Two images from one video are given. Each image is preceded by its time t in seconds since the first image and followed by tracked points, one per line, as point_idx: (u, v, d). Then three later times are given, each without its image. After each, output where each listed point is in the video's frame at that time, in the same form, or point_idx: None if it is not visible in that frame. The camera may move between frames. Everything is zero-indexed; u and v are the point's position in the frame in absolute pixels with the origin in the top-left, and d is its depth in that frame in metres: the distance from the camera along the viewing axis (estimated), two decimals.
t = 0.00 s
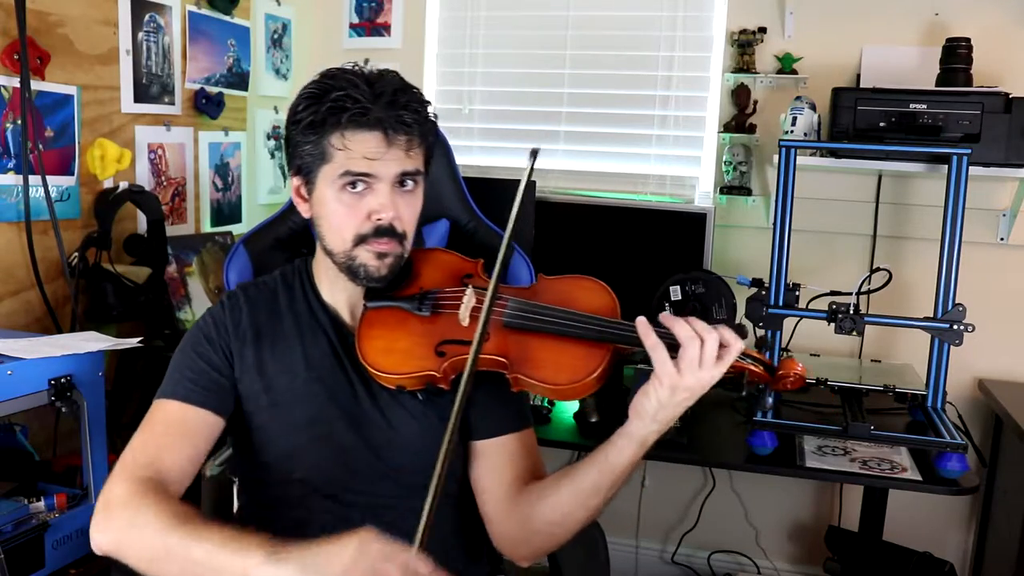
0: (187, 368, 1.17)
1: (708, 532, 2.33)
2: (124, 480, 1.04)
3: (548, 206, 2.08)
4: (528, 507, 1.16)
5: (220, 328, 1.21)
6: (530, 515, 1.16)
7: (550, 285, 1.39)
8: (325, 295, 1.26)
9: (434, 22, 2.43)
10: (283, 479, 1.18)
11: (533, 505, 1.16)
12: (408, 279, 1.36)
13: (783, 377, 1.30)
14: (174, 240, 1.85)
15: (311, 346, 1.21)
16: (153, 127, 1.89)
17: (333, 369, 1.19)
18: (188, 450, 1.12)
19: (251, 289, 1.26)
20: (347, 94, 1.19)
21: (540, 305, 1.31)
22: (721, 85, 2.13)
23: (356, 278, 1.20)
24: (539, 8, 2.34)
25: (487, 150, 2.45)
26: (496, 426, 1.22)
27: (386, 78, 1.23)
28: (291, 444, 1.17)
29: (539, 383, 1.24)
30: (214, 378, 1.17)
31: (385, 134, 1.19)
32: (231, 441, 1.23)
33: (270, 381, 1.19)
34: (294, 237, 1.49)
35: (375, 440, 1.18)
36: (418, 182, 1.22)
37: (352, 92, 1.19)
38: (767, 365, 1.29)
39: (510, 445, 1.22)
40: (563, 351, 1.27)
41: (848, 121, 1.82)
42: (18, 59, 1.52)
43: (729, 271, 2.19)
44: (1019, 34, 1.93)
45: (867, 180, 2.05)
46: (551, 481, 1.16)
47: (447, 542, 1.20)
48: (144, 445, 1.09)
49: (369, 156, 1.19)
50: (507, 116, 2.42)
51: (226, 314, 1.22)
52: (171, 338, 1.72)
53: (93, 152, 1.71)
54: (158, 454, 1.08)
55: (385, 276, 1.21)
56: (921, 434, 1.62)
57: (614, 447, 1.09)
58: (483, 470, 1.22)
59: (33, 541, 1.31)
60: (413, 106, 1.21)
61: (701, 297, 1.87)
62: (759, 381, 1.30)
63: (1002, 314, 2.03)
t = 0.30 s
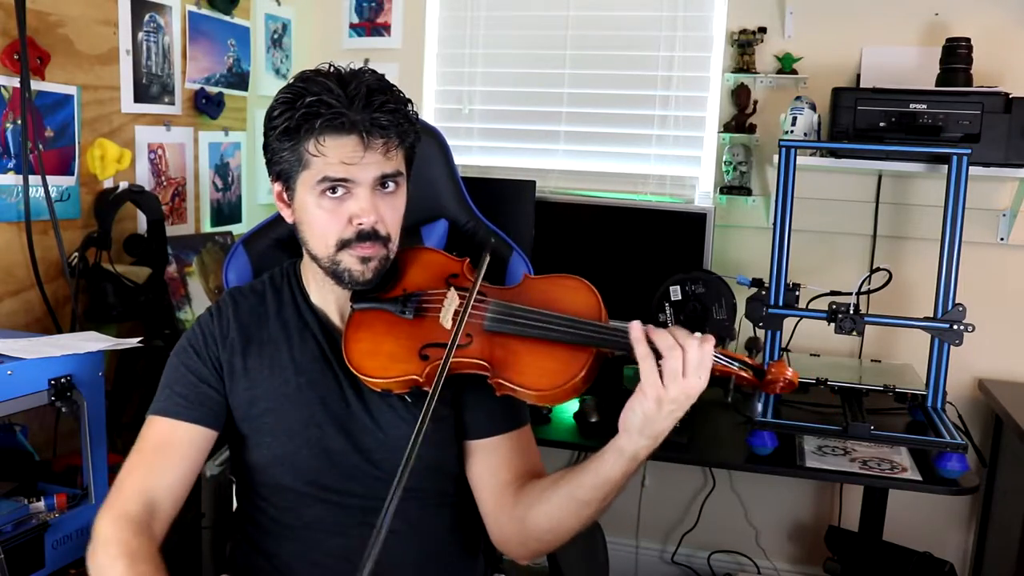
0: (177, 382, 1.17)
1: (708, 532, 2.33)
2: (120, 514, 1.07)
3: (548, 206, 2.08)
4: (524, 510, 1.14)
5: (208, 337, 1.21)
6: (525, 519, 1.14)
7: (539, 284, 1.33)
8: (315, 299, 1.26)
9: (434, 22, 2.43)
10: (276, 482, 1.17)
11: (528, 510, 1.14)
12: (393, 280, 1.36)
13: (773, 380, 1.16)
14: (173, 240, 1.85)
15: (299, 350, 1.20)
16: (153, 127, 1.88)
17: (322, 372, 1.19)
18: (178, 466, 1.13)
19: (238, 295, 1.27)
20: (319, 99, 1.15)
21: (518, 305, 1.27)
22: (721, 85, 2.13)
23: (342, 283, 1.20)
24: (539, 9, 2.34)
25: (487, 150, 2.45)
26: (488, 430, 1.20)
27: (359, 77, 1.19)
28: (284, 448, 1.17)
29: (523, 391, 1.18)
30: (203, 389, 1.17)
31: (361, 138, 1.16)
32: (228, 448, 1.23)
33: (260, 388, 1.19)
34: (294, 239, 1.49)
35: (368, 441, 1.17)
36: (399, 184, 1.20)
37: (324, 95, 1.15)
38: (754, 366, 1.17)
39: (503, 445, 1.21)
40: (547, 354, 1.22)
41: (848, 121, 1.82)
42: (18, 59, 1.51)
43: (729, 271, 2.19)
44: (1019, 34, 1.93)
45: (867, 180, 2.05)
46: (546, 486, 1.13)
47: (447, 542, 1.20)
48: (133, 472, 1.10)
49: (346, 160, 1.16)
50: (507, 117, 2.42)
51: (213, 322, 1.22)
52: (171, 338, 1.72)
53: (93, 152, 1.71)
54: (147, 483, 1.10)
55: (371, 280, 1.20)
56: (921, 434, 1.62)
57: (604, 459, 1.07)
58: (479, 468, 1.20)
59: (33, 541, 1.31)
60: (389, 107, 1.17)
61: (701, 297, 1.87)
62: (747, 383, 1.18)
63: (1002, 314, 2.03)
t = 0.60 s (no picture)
0: (179, 373, 1.18)
1: (708, 532, 2.33)
2: (113, 508, 1.08)
3: (548, 207, 2.08)
4: (514, 529, 1.14)
5: (213, 330, 1.21)
6: (514, 538, 1.14)
7: (553, 308, 1.34)
8: (323, 300, 1.26)
9: (434, 22, 2.43)
10: (277, 482, 1.17)
11: (519, 528, 1.14)
12: (399, 288, 1.34)
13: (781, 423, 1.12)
14: (173, 240, 1.85)
15: (303, 351, 1.20)
16: (153, 127, 1.89)
17: (326, 376, 1.19)
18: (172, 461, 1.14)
19: (246, 290, 1.27)
20: (333, 108, 1.14)
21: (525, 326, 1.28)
22: (721, 85, 2.13)
23: (351, 290, 1.21)
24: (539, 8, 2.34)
25: (487, 150, 2.45)
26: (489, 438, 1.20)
27: (371, 83, 1.18)
28: (283, 450, 1.17)
29: (524, 414, 1.19)
30: (203, 384, 1.18)
31: (374, 148, 1.15)
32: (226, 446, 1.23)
33: (263, 387, 1.19)
34: (295, 238, 1.49)
35: (366, 445, 1.17)
36: (412, 194, 1.19)
37: (336, 104, 1.15)
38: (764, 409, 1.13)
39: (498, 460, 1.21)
40: (551, 378, 1.24)
41: (848, 121, 1.82)
42: (18, 59, 1.51)
43: (729, 271, 2.19)
44: (1020, 34, 1.93)
45: (867, 180, 2.05)
46: (540, 506, 1.13)
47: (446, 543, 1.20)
48: (127, 466, 1.12)
49: (359, 172, 1.15)
50: (507, 117, 2.42)
51: (218, 316, 1.22)
52: (171, 338, 1.72)
53: (93, 152, 1.71)
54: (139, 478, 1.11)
55: (379, 288, 1.22)
56: (921, 434, 1.62)
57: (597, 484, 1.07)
58: (472, 483, 1.21)
59: (33, 541, 1.31)
60: (403, 116, 1.17)
61: (701, 297, 1.87)
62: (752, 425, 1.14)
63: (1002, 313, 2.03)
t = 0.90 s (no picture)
0: (195, 395, 1.15)
1: (708, 532, 2.33)
2: (155, 540, 1.09)
3: (548, 206, 2.08)
4: (547, 536, 1.15)
5: (229, 343, 1.19)
6: (548, 544, 1.15)
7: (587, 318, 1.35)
8: (342, 304, 1.24)
9: (434, 22, 2.43)
10: (279, 486, 1.17)
11: (553, 535, 1.15)
12: (434, 299, 1.34)
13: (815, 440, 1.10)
14: (173, 240, 1.85)
15: (321, 359, 1.19)
16: (153, 127, 1.88)
17: (346, 386, 1.17)
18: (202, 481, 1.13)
19: (259, 294, 1.24)
20: (391, 109, 1.12)
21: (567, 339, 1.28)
22: (721, 85, 2.13)
23: (383, 296, 1.20)
24: (539, 8, 2.34)
25: (486, 150, 2.45)
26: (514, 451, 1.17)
27: (426, 88, 1.17)
28: (301, 461, 1.15)
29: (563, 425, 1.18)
30: (222, 401, 1.16)
31: (429, 154, 1.14)
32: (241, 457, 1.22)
33: (282, 400, 1.17)
34: (298, 237, 1.49)
35: (382, 453, 1.16)
36: (454, 202, 1.20)
37: (393, 106, 1.13)
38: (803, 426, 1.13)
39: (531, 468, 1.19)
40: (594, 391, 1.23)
41: (848, 121, 1.82)
42: (18, 59, 1.51)
43: (729, 271, 2.19)
44: (1020, 34, 1.93)
45: (867, 180, 2.05)
46: (574, 512, 1.15)
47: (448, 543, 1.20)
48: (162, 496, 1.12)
49: (411, 177, 1.14)
50: (506, 117, 2.42)
51: (233, 327, 1.20)
52: (171, 339, 1.72)
53: (93, 152, 1.71)
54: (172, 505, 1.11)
55: (412, 296, 1.21)
56: (921, 434, 1.62)
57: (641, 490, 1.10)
58: (501, 492, 1.19)
59: (33, 541, 1.31)
60: (456, 124, 1.16)
61: (701, 297, 1.87)
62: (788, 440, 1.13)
63: (1002, 313, 2.03)
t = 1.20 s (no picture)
0: (212, 395, 1.12)
1: (708, 532, 2.33)
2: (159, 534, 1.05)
3: (548, 206, 2.08)
4: (565, 527, 1.21)
5: (248, 340, 1.16)
6: (567, 535, 1.21)
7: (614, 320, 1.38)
8: (359, 303, 1.23)
9: (434, 22, 2.43)
10: (281, 487, 1.18)
11: (573, 526, 1.21)
12: (458, 301, 1.36)
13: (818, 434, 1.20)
14: (173, 240, 1.85)
15: (343, 361, 1.18)
16: (153, 127, 1.88)
17: (365, 387, 1.18)
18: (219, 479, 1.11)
19: (276, 291, 1.22)
20: (434, 115, 1.12)
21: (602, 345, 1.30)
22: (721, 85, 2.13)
23: (414, 299, 1.20)
24: (539, 9, 2.34)
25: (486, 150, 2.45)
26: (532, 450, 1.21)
27: (464, 92, 1.17)
28: (318, 462, 1.15)
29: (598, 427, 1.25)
30: (238, 399, 1.13)
31: (470, 159, 1.14)
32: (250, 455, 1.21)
33: (302, 401, 1.16)
34: (299, 237, 1.49)
35: (390, 454, 1.17)
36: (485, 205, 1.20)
37: (436, 112, 1.13)
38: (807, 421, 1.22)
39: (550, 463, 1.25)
40: (628, 391, 1.28)
41: (848, 121, 1.82)
42: (18, 59, 1.52)
43: (729, 271, 2.19)
44: (1020, 34, 1.93)
45: (867, 180, 2.05)
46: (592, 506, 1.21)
47: (449, 540, 1.21)
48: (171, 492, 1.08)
49: (451, 183, 1.14)
50: (506, 117, 2.42)
51: (251, 325, 1.17)
52: (172, 339, 1.72)
53: (93, 152, 1.71)
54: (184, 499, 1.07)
55: (441, 297, 1.21)
56: (921, 435, 1.62)
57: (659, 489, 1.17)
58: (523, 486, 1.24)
59: (33, 541, 1.31)
60: (493, 129, 1.17)
61: (701, 297, 1.87)
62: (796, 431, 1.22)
63: (1002, 313, 2.03)
